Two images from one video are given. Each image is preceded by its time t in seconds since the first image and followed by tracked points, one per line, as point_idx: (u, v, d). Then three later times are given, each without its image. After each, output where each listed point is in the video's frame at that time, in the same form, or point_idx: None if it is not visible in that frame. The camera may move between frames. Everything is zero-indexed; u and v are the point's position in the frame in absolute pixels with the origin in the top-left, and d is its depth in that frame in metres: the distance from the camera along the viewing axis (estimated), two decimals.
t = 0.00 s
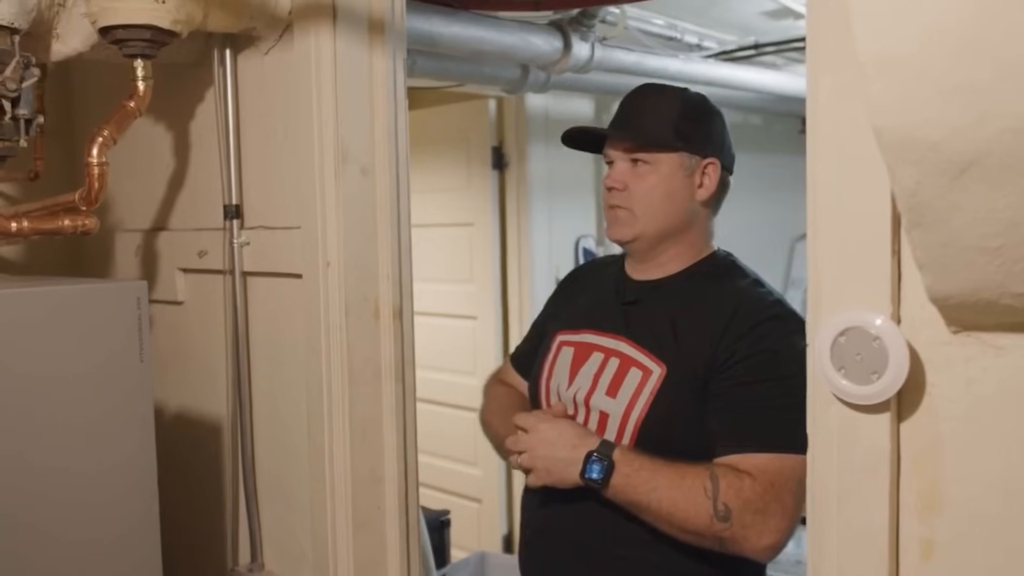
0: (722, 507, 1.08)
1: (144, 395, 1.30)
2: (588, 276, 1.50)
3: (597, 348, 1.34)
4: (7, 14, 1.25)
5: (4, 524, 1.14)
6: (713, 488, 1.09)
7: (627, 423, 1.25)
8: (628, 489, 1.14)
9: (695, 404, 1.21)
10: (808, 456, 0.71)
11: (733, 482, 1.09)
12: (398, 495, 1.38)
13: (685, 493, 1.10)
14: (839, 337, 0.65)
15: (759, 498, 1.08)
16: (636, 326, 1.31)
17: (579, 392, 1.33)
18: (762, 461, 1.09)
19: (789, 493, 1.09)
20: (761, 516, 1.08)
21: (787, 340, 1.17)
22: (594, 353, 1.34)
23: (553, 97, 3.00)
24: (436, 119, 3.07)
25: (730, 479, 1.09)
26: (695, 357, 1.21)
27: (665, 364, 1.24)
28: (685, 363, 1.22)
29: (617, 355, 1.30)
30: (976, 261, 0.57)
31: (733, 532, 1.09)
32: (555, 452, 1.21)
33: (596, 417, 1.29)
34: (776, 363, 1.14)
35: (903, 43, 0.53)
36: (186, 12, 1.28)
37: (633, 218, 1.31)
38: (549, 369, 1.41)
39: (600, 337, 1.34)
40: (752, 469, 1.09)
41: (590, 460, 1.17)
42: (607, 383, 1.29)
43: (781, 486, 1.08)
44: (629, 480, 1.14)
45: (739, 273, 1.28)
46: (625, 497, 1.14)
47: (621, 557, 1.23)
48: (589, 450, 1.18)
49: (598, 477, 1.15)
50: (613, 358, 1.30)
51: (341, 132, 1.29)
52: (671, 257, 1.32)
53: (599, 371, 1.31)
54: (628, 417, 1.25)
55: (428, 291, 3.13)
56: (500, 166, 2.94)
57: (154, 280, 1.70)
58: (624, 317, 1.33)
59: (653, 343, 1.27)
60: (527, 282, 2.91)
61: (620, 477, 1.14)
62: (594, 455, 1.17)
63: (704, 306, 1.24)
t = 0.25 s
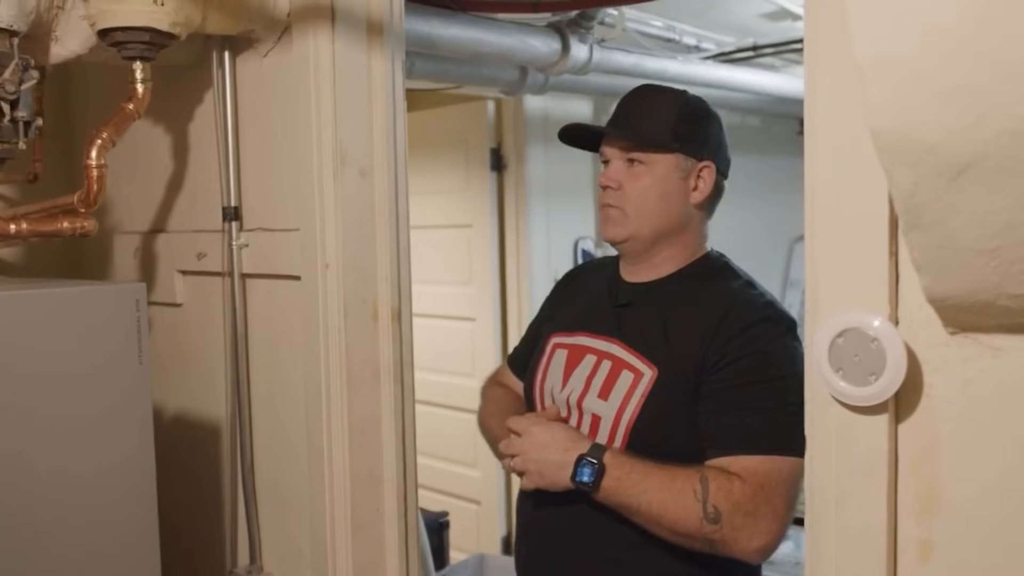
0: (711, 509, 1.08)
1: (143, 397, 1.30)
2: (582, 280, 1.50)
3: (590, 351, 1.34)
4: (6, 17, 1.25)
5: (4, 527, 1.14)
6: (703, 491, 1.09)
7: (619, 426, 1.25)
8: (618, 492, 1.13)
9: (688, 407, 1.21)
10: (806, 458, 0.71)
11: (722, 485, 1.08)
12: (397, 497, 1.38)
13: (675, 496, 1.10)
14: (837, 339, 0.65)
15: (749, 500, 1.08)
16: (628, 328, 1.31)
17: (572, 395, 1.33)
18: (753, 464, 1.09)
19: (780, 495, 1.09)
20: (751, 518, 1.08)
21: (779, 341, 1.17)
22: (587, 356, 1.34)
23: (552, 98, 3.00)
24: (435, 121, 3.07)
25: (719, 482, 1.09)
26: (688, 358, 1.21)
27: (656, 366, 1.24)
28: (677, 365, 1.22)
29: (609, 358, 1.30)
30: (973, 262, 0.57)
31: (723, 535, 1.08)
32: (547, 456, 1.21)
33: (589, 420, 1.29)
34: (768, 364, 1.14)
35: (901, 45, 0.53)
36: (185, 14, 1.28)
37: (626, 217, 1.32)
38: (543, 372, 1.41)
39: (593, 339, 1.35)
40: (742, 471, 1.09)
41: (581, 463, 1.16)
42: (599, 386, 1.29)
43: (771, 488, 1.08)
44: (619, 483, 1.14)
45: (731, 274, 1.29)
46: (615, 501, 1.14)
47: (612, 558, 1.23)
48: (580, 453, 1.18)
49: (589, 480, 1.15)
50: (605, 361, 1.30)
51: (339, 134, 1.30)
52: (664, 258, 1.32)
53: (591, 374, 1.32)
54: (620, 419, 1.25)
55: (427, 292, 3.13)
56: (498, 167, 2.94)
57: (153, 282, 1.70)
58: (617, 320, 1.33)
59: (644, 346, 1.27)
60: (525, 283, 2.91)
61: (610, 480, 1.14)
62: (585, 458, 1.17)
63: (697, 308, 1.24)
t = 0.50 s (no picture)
0: (717, 493, 1.07)
1: (142, 396, 1.30)
2: (581, 279, 1.50)
3: (589, 348, 1.34)
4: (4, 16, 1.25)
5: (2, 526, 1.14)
6: (710, 476, 1.07)
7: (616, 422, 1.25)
8: (623, 471, 1.11)
9: (684, 404, 1.21)
10: (805, 455, 0.71)
11: (729, 471, 1.07)
12: (396, 496, 1.38)
13: (681, 479, 1.08)
14: (836, 336, 0.66)
15: (753, 489, 1.07)
16: (626, 325, 1.31)
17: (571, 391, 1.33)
18: (756, 454, 1.09)
19: (783, 487, 1.08)
20: (755, 508, 1.07)
21: (776, 337, 1.17)
22: (586, 353, 1.34)
23: (551, 97, 3.00)
24: (434, 120, 3.07)
25: (727, 468, 1.07)
26: (684, 355, 1.22)
27: (654, 363, 1.24)
28: (673, 361, 1.22)
29: (607, 355, 1.30)
30: (971, 260, 0.57)
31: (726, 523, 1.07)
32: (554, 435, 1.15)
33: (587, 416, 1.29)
34: (763, 358, 1.15)
35: (899, 43, 0.53)
36: (183, 13, 1.28)
37: (627, 226, 1.31)
38: (542, 370, 1.42)
39: (592, 336, 1.35)
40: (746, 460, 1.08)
41: (591, 434, 1.13)
42: (598, 382, 1.30)
43: (774, 480, 1.08)
44: (625, 462, 1.11)
45: (730, 271, 1.29)
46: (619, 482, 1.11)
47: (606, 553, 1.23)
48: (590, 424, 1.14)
49: (598, 452, 1.12)
50: (604, 358, 1.31)
51: (338, 133, 1.30)
52: (665, 261, 1.32)
53: (590, 371, 1.32)
54: (617, 416, 1.25)
55: (426, 292, 3.13)
56: (497, 166, 2.94)
57: (152, 282, 1.70)
58: (615, 317, 1.33)
59: (643, 343, 1.27)
60: (525, 282, 2.91)
61: (617, 458, 1.11)
62: (595, 429, 1.13)
63: (694, 304, 1.24)
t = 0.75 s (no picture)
0: (760, 476, 1.03)
1: (144, 395, 1.30)
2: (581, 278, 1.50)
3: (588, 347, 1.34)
4: (6, 16, 1.25)
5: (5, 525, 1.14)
6: (756, 457, 1.03)
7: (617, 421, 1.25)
8: (671, 445, 1.01)
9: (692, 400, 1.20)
10: (806, 454, 0.71)
11: (770, 455, 1.04)
12: (398, 495, 1.38)
13: (727, 458, 1.02)
14: (837, 335, 0.66)
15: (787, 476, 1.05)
16: (627, 324, 1.30)
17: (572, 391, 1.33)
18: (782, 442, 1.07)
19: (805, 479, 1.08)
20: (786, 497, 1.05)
21: (782, 329, 1.17)
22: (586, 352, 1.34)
23: (553, 96, 3.00)
24: (436, 119, 3.07)
25: (767, 452, 1.05)
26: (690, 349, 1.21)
27: (656, 361, 1.24)
28: (677, 357, 1.22)
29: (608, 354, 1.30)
30: (973, 259, 0.57)
31: (761, 509, 1.03)
32: (600, 393, 1.02)
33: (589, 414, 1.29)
34: (773, 350, 1.15)
35: (899, 43, 0.53)
36: (185, 13, 1.28)
37: (624, 219, 1.31)
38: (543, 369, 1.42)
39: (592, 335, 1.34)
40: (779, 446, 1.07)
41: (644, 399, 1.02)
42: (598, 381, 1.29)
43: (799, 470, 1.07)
44: (674, 436, 1.02)
45: (729, 267, 1.30)
46: (661, 453, 1.02)
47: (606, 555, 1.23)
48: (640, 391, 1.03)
49: (648, 420, 1.01)
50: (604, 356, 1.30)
51: (340, 133, 1.30)
52: (663, 257, 1.32)
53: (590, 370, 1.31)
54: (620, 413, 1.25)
55: (428, 291, 3.13)
56: (499, 165, 2.94)
57: (154, 281, 1.71)
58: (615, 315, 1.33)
59: (644, 341, 1.26)
60: (527, 281, 2.91)
61: (667, 431, 1.02)
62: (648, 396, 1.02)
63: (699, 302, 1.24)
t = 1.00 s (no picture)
0: (762, 483, 1.01)
1: (144, 395, 1.31)
2: (586, 274, 1.50)
3: (592, 344, 1.34)
4: (8, 16, 1.25)
5: (5, 526, 1.15)
6: (754, 463, 1.01)
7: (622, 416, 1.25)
8: (663, 459, 1.03)
9: (700, 398, 1.20)
10: (807, 454, 0.71)
11: (772, 460, 1.02)
12: (399, 495, 1.38)
13: (724, 468, 1.02)
14: (837, 335, 0.66)
15: (794, 479, 1.02)
16: (630, 320, 1.31)
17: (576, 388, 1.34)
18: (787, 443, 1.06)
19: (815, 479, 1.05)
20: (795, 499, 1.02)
21: (784, 327, 1.16)
22: (590, 349, 1.34)
23: (554, 96, 3.00)
24: (436, 119, 3.07)
25: (769, 458, 1.02)
26: (694, 348, 1.21)
27: (659, 357, 1.24)
28: (682, 356, 1.22)
29: (612, 350, 1.30)
30: (973, 259, 0.57)
31: (768, 514, 1.01)
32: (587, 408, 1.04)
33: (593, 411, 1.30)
34: (774, 350, 1.13)
35: (899, 43, 0.53)
36: (186, 13, 1.28)
37: (622, 211, 1.33)
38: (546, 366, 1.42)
39: (596, 332, 1.35)
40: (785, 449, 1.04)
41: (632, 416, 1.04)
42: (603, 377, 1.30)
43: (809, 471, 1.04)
44: (667, 451, 1.03)
45: (734, 265, 1.29)
46: (656, 467, 1.03)
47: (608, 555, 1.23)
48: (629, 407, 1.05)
49: (638, 437, 1.03)
50: (608, 353, 1.31)
51: (340, 133, 1.30)
52: (663, 254, 1.33)
53: (594, 367, 1.32)
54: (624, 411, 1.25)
55: (429, 291, 3.14)
56: (501, 165, 2.94)
57: (155, 281, 1.71)
58: (619, 311, 1.33)
59: (648, 337, 1.27)
60: (528, 280, 2.91)
61: (659, 447, 1.03)
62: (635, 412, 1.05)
63: (701, 301, 1.24)
